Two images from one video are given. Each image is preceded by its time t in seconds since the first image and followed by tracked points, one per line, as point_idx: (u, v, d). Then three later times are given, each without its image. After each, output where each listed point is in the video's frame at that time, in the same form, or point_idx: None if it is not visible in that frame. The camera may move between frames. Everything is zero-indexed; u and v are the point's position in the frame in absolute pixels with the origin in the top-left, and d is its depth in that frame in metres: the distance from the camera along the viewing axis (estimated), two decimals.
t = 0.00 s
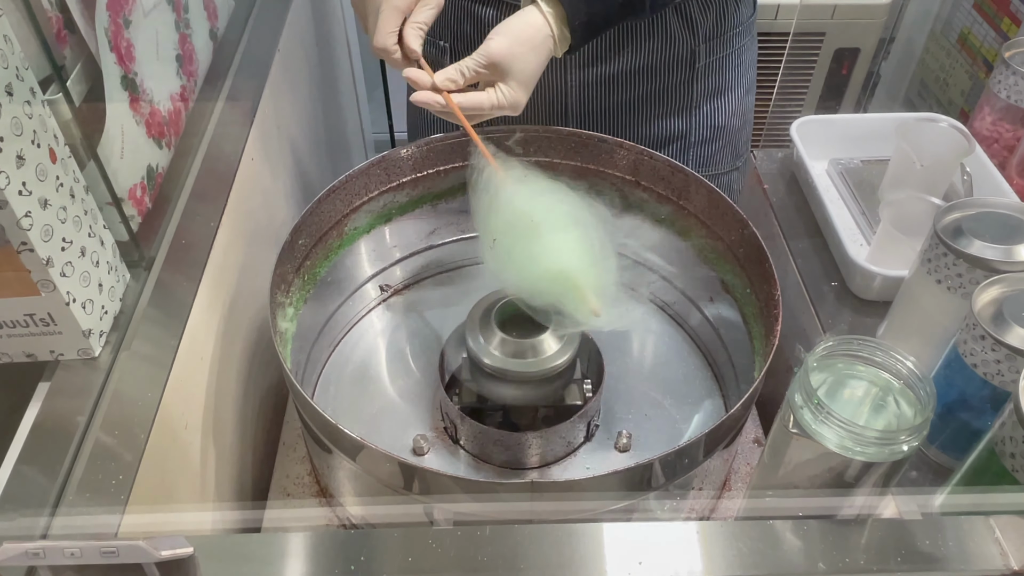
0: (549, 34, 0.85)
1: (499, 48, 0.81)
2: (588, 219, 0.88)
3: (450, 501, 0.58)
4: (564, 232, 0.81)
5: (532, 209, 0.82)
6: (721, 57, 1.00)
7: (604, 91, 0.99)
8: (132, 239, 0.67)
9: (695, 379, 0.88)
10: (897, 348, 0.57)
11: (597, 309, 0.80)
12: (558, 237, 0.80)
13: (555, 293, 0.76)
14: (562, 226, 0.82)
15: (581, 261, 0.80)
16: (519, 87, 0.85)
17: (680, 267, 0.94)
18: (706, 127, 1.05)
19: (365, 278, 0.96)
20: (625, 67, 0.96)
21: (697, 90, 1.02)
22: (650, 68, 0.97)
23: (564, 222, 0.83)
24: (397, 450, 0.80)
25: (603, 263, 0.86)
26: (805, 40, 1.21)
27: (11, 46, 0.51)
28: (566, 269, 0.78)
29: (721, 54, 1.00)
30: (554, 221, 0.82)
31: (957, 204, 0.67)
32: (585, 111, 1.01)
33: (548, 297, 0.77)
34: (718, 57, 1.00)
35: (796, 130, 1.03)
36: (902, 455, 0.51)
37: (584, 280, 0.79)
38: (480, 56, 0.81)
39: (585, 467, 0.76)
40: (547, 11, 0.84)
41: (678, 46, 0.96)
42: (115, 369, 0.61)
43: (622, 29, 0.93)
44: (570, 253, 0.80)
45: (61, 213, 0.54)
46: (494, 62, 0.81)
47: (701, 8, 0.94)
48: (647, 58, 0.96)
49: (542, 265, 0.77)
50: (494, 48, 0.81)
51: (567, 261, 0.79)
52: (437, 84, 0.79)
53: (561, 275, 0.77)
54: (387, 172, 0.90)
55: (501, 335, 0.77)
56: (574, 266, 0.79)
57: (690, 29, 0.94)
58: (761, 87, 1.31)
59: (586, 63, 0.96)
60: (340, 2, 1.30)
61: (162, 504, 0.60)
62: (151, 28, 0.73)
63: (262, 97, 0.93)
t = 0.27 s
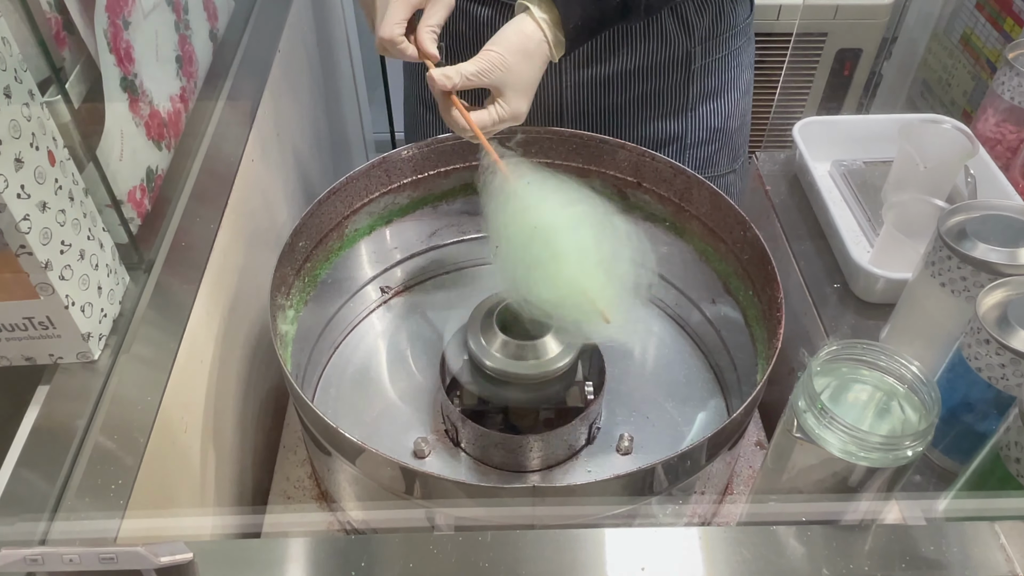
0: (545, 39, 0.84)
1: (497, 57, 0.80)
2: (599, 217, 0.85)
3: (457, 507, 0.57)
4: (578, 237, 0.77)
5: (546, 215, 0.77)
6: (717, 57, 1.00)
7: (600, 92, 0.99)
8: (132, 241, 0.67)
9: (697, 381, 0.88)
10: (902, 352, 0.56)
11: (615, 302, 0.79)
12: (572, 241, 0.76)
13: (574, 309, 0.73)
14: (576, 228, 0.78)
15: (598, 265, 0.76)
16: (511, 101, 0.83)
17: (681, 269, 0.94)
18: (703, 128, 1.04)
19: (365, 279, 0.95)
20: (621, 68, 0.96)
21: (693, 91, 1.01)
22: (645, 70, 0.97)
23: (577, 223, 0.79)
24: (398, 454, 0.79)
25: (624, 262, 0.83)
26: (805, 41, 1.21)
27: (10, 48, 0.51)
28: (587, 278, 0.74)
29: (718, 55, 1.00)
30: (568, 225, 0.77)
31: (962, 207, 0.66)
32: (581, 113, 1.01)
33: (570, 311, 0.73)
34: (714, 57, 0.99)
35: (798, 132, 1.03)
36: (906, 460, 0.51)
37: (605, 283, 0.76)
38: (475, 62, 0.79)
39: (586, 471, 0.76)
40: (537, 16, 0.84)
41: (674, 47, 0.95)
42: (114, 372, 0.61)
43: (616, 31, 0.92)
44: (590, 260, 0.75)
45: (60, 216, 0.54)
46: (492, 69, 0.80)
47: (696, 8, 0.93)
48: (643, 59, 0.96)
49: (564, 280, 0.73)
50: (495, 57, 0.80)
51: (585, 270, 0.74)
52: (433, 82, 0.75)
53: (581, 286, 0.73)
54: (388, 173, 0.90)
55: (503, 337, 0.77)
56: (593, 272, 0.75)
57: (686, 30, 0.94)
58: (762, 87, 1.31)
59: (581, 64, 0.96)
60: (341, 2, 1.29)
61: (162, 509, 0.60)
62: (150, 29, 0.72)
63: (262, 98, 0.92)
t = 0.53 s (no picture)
0: (541, 36, 0.83)
1: (486, 53, 0.80)
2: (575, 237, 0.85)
3: (459, 510, 0.58)
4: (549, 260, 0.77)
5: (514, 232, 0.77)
6: (718, 56, 0.99)
7: (601, 91, 0.98)
8: (130, 242, 0.66)
9: (699, 383, 0.87)
10: (908, 355, 0.56)
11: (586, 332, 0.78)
12: (541, 262, 0.76)
13: (537, 328, 0.73)
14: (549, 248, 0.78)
15: (566, 289, 0.76)
16: (500, 96, 0.84)
17: (684, 269, 0.93)
18: (705, 128, 1.04)
19: (366, 280, 0.95)
20: (622, 68, 0.95)
21: (694, 91, 1.01)
22: (646, 68, 0.96)
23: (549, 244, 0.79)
24: (400, 459, 0.79)
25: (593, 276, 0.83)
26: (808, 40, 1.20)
27: (7, 48, 0.50)
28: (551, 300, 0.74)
29: (718, 54, 0.99)
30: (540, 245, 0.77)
31: (968, 208, 0.66)
32: (582, 113, 1.00)
33: (531, 331, 0.73)
34: (715, 56, 0.99)
35: (800, 132, 1.02)
36: (913, 465, 0.50)
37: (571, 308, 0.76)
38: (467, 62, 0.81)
39: (588, 473, 0.76)
40: (536, 15, 0.83)
41: (675, 46, 0.95)
42: (113, 375, 0.60)
43: (617, 30, 0.92)
44: (556, 284, 0.75)
45: (58, 217, 0.54)
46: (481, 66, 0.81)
47: (697, 7, 0.92)
48: (644, 58, 0.95)
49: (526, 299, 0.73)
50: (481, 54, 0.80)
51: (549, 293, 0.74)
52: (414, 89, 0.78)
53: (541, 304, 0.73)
54: (388, 174, 0.89)
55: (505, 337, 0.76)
56: (557, 294, 0.75)
57: (687, 28, 0.93)
58: (765, 86, 1.30)
59: (582, 64, 0.95)
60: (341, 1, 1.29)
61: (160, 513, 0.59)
62: (149, 29, 0.72)
63: (262, 98, 0.92)
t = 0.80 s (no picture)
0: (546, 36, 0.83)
1: (495, 52, 0.80)
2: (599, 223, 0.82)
3: (457, 513, 0.57)
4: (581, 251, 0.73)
5: (539, 228, 0.73)
6: (720, 56, 0.99)
7: (603, 91, 0.98)
8: (129, 242, 0.66)
9: (700, 384, 0.87)
10: (910, 358, 0.56)
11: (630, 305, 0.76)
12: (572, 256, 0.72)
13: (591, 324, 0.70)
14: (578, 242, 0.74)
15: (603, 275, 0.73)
16: (503, 97, 0.83)
17: (685, 270, 0.93)
18: (707, 128, 1.03)
19: (365, 280, 0.95)
20: (624, 67, 0.95)
21: (697, 91, 1.00)
22: (648, 68, 0.96)
23: (577, 236, 0.75)
24: (400, 461, 0.78)
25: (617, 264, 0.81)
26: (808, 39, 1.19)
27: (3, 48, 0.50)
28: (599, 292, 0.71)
29: (721, 54, 0.99)
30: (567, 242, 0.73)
31: (971, 209, 0.66)
32: (584, 113, 1.00)
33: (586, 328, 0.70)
34: (717, 56, 0.99)
35: (802, 132, 1.02)
36: (915, 469, 0.50)
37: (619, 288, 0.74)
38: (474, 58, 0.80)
39: (588, 474, 0.76)
40: (542, 15, 0.83)
41: (677, 46, 0.94)
42: (111, 376, 0.60)
43: (620, 29, 0.91)
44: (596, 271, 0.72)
45: (55, 218, 0.53)
46: (490, 64, 0.80)
47: (700, 6, 0.92)
48: (646, 58, 0.95)
49: (575, 301, 0.69)
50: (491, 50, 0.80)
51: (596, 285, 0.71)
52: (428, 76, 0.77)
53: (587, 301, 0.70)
54: (388, 174, 0.89)
55: (505, 339, 0.76)
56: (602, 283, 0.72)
57: (689, 28, 0.93)
58: (766, 86, 1.30)
59: (584, 64, 0.95)
60: None
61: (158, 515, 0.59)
62: (147, 28, 0.72)
63: (261, 97, 0.91)
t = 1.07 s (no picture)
0: (546, 40, 0.83)
1: (493, 57, 0.80)
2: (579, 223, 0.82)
3: (455, 512, 0.57)
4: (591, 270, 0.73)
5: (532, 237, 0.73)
6: (722, 57, 0.99)
7: (604, 92, 0.97)
8: (128, 242, 0.66)
9: (700, 385, 0.87)
10: (910, 359, 0.56)
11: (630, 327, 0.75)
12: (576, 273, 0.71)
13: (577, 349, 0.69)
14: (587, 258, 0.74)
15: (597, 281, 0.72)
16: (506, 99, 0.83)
17: (685, 270, 0.93)
18: (709, 129, 1.03)
19: (365, 280, 0.95)
20: (626, 68, 0.95)
21: (699, 92, 1.00)
22: (650, 69, 0.96)
23: (576, 247, 0.75)
24: (400, 462, 0.78)
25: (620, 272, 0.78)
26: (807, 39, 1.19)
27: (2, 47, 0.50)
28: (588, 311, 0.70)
29: (723, 55, 0.99)
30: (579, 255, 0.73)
31: (971, 209, 0.66)
32: (585, 114, 1.00)
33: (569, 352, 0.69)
34: (719, 58, 0.98)
35: (803, 132, 1.02)
36: (915, 470, 0.50)
37: (625, 308, 0.73)
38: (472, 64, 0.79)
39: (588, 475, 0.76)
40: (541, 19, 0.83)
41: (680, 47, 0.94)
42: (109, 376, 0.60)
43: (622, 30, 0.92)
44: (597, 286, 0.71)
45: (53, 218, 0.53)
46: (487, 69, 0.80)
47: (702, 7, 0.92)
48: (648, 58, 0.95)
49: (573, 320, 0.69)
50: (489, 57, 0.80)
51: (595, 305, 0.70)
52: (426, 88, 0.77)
53: (583, 324, 0.69)
54: (387, 174, 0.89)
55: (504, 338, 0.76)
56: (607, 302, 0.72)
57: (691, 28, 0.93)
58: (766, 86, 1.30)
59: (585, 64, 0.95)
60: None
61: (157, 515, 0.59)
62: (146, 28, 0.71)
63: (261, 97, 0.91)
